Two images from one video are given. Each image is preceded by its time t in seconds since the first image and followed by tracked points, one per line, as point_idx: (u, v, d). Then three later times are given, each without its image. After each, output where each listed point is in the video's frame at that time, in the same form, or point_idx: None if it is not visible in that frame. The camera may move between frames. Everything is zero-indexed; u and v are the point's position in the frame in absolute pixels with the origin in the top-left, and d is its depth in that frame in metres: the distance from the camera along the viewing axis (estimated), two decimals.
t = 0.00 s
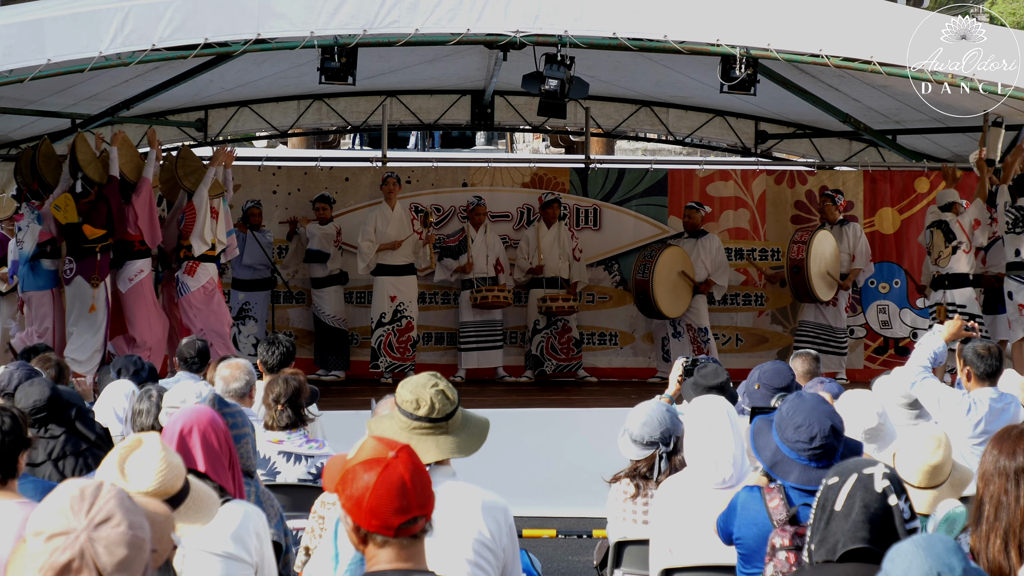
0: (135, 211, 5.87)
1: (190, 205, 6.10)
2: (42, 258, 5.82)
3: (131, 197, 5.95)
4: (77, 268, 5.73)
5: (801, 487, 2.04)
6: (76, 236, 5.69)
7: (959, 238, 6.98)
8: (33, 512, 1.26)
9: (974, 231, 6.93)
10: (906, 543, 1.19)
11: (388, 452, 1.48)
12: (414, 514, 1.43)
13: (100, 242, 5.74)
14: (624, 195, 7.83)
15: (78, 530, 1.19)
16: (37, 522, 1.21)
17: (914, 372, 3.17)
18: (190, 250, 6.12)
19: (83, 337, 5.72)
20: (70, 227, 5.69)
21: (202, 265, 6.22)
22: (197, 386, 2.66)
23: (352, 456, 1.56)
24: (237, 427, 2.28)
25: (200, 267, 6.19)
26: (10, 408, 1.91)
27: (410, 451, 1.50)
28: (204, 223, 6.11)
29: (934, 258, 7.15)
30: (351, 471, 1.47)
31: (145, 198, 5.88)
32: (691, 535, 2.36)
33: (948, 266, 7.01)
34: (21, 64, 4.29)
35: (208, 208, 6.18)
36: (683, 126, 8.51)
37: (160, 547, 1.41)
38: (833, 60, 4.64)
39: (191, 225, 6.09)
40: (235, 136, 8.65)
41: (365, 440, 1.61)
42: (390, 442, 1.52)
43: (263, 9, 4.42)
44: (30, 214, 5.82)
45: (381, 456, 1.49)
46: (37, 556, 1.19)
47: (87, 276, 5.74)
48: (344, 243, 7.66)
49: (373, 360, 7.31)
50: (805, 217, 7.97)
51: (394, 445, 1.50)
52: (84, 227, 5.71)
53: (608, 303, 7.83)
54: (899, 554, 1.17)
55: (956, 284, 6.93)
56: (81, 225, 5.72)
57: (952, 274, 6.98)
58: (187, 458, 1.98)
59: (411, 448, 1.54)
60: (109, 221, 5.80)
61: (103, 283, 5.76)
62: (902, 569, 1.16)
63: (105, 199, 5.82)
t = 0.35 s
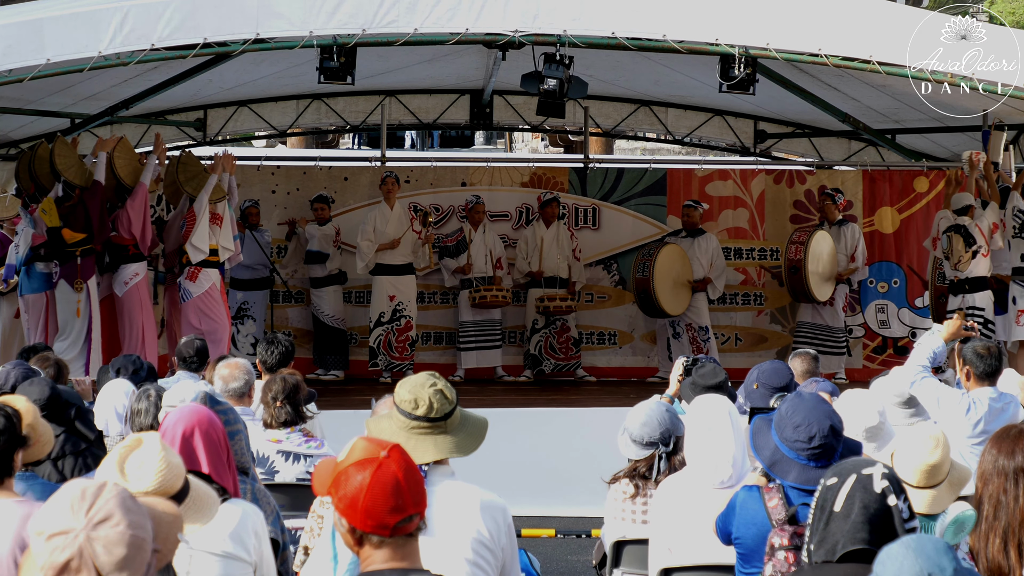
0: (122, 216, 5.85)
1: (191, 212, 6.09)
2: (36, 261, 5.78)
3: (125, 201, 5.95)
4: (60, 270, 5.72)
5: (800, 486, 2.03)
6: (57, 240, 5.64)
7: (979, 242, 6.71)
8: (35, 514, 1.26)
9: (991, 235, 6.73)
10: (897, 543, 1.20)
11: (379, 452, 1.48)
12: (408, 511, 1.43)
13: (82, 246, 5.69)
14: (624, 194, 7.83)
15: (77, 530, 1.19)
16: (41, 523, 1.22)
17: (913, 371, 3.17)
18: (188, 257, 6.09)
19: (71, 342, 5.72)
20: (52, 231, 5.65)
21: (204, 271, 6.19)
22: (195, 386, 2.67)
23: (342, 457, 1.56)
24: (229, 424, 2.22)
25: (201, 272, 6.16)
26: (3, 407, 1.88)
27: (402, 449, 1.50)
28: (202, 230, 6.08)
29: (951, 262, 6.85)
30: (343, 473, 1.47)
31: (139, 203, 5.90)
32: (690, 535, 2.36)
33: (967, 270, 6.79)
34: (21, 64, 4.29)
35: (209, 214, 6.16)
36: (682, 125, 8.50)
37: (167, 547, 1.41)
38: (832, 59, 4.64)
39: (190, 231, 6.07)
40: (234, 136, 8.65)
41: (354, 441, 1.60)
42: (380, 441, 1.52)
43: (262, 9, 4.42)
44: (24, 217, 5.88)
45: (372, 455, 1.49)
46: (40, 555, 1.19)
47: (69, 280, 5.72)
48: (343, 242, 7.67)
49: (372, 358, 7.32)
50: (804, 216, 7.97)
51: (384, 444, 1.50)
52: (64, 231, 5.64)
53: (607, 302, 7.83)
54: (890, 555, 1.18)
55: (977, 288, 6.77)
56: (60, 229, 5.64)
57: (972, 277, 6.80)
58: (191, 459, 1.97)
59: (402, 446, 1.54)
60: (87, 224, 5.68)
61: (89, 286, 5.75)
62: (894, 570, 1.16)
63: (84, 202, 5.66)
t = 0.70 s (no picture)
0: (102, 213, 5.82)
1: (202, 207, 6.06)
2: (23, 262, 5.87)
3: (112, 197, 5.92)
4: (37, 268, 5.76)
5: (799, 486, 2.03)
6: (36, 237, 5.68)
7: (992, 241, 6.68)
8: (34, 515, 1.26)
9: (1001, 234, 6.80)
10: (898, 542, 1.20)
11: (378, 452, 1.48)
12: (405, 511, 1.43)
13: (58, 244, 5.71)
14: (623, 193, 7.83)
15: (75, 530, 1.19)
16: (39, 524, 1.22)
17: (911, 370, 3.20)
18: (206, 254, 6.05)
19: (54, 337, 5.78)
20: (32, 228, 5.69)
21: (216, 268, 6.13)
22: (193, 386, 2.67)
23: (340, 459, 1.56)
24: (222, 422, 2.22)
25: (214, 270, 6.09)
26: (1, 406, 1.86)
27: (401, 450, 1.50)
28: (219, 226, 6.07)
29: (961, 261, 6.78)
30: (341, 475, 1.47)
31: (122, 203, 5.85)
32: (688, 534, 2.35)
33: (978, 269, 6.72)
34: (20, 64, 4.29)
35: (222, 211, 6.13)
36: (681, 124, 8.49)
37: (165, 546, 1.41)
38: (831, 59, 4.64)
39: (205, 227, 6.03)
40: (233, 136, 8.65)
41: (353, 442, 1.61)
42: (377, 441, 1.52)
43: (261, 9, 4.42)
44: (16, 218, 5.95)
45: (371, 456, 1.49)
46: (38, 556, 1.19)
47: (45, 278, 5.76)
48: (342, 242, 7.67)
49: (372, 358, 7.31)
50: (803, 215, 7.97)
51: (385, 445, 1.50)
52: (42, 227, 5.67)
53: (606, 302, 7.82)
54: (890, 554, 1.18)
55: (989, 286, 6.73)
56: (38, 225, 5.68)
57: (982, 275, 6.75)
58: (187, 458, 1.97)
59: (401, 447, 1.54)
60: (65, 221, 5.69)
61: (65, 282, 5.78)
62: (894, 570, 1.16)
63: (63, 200, 5.69)
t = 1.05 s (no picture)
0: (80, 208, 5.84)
1: (208, 207, 6.04)
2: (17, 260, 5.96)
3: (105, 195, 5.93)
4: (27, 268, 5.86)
5: (798, 485, 2.03)
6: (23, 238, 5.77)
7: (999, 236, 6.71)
8: (28, 516, 1.26)
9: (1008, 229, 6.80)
10: (897, 541, 1.20)
11: (380, 449, 1.48)
12: (407, 508, 1.44)
13: (43, 242, 5.78)
14: (622, 193, 7.83)
15: (67, 531, 1.19)
16: (31, 525, 1.22)
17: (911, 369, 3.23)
18: (213, 251, 6.04)
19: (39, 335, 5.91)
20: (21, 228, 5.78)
21: (221, 264, 6.15)
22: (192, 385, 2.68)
23: (339, 459, 1.56)
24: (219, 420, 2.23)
25: (220, 266, 6.12)
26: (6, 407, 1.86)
27: (403, 448, 1.50)
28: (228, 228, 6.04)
29: (969, 258, 6.85)
30: (344, 473, 1.46)
31: (108, 207, 5.84)
32: (688, 534, 2.34)
33: (987, 265, 6.79)
34: (18, 64, 4.28)
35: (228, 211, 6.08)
36: (680, 124, 8.49)
37: (157, 544, 1.41)
38: (830, 58, 4.65)
39: (212, 225, 6.02)
40: (232, 135, 8.65)
41: (352, 440, 1.60)
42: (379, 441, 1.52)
43: (260, 8, 4.41)
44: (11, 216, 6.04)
45: (373, 453, 1.49)
46: (31, 558, 1.19)
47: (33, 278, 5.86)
48: (341, 242, 7.67)
49: (368, 357, 7.31)
50: (802, 215, 7.97)
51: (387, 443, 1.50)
52: (28, 227, 5.75)
53: (605, 301, 7.82)
54: (890, 554, 1.18)
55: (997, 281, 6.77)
56: (25, 224, 5.76)
57: (991, 272, 6.79)
58: (190, 458, 1.97)
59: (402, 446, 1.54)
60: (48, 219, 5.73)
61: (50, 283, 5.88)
62: (892, 570, 1.16)
63: (47, 198, 5.72)
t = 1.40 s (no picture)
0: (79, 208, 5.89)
1: (211, 207, 6.06)
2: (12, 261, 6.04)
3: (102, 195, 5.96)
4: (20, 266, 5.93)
5: (796, 485, 2.04)
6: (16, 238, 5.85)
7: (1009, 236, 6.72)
8: (27, 518, 1.26)
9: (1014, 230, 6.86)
10: (896, 540, 1.20)
11: (381, 448, 1.48)
12: (406, 508, 1.43)
13: (35, 241, 5.85)
14: (620, 193, 7.83)
15: (69, 531, 1.19)
16: (32, 526, 1.22)
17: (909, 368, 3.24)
18: (216, 254, 6.04)
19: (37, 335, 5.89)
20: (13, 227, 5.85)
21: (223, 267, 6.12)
22: (191, 386, 2.71)
23: (339, 457, 1.55)
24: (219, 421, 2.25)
25: (222, 269, 6.08)
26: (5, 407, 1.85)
27: (403, 449, 1.50)
28: (228, 228, 6.06)
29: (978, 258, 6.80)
30: (344, 472, 1.46)
31: (108, 203, 5.89)
32: (687, 532, 2.30)
33: (996, 266, 6.78)
34: (17, 64, 4.29)
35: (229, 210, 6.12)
36: (679, 124, 8.49)
37: (157, 545, 1.41)
38: (828, 58, 4.65)
39: (213, 227, 6.02)
40: (231, 135, 8.66)
41: (353, 439, 1.60)
42: (381, 440, 1.51)
43: (258, 8, 4.42)
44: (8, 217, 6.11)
45: (373, 452, 1.49)
46: (31, 559, 1.19)
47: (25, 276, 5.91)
48: (339, 241, 7.67)
49: (372, 356, 7.32)
50: (801, 214, 7.97)
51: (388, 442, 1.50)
52: (20, 225, 5.81)
53: (605, 301, 7.82)
54: (887, 553, 1.18)
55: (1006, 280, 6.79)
56: (18, 223, 5.83)
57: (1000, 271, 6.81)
58: (197, 458, 1.96)
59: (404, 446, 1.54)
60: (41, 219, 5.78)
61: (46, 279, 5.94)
62: (891, 569, 1.16)
63: (38, 198, 5.76)
